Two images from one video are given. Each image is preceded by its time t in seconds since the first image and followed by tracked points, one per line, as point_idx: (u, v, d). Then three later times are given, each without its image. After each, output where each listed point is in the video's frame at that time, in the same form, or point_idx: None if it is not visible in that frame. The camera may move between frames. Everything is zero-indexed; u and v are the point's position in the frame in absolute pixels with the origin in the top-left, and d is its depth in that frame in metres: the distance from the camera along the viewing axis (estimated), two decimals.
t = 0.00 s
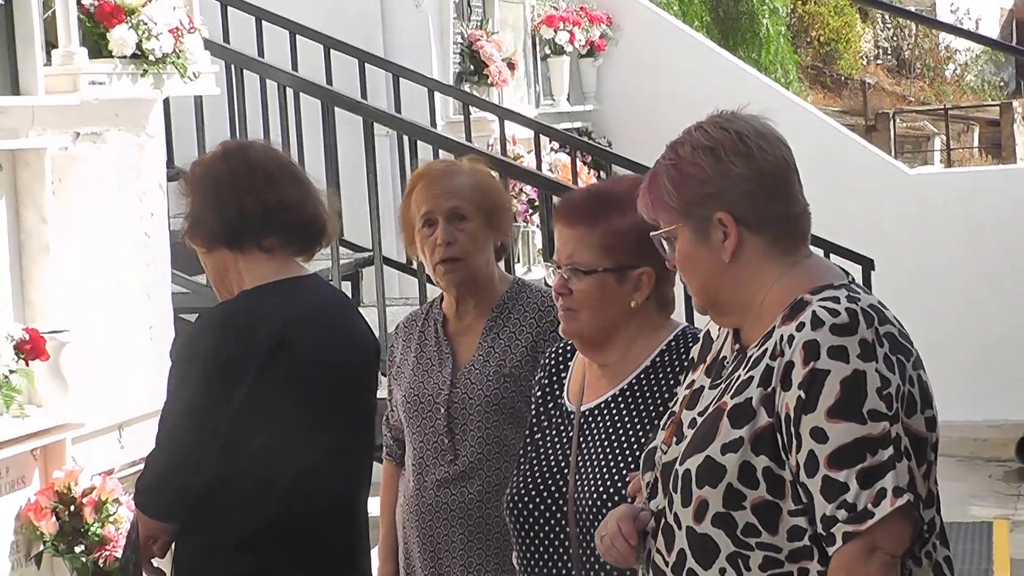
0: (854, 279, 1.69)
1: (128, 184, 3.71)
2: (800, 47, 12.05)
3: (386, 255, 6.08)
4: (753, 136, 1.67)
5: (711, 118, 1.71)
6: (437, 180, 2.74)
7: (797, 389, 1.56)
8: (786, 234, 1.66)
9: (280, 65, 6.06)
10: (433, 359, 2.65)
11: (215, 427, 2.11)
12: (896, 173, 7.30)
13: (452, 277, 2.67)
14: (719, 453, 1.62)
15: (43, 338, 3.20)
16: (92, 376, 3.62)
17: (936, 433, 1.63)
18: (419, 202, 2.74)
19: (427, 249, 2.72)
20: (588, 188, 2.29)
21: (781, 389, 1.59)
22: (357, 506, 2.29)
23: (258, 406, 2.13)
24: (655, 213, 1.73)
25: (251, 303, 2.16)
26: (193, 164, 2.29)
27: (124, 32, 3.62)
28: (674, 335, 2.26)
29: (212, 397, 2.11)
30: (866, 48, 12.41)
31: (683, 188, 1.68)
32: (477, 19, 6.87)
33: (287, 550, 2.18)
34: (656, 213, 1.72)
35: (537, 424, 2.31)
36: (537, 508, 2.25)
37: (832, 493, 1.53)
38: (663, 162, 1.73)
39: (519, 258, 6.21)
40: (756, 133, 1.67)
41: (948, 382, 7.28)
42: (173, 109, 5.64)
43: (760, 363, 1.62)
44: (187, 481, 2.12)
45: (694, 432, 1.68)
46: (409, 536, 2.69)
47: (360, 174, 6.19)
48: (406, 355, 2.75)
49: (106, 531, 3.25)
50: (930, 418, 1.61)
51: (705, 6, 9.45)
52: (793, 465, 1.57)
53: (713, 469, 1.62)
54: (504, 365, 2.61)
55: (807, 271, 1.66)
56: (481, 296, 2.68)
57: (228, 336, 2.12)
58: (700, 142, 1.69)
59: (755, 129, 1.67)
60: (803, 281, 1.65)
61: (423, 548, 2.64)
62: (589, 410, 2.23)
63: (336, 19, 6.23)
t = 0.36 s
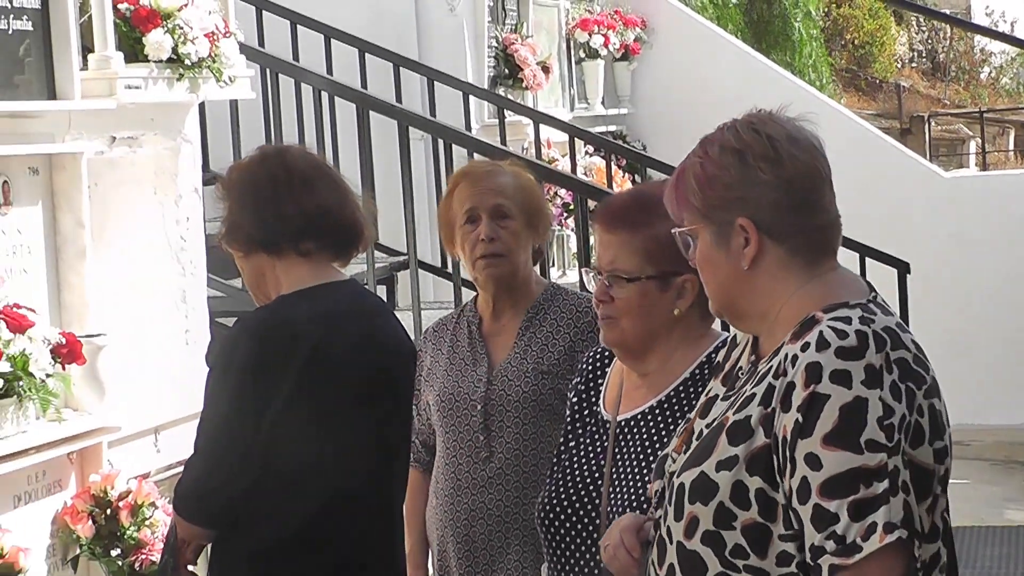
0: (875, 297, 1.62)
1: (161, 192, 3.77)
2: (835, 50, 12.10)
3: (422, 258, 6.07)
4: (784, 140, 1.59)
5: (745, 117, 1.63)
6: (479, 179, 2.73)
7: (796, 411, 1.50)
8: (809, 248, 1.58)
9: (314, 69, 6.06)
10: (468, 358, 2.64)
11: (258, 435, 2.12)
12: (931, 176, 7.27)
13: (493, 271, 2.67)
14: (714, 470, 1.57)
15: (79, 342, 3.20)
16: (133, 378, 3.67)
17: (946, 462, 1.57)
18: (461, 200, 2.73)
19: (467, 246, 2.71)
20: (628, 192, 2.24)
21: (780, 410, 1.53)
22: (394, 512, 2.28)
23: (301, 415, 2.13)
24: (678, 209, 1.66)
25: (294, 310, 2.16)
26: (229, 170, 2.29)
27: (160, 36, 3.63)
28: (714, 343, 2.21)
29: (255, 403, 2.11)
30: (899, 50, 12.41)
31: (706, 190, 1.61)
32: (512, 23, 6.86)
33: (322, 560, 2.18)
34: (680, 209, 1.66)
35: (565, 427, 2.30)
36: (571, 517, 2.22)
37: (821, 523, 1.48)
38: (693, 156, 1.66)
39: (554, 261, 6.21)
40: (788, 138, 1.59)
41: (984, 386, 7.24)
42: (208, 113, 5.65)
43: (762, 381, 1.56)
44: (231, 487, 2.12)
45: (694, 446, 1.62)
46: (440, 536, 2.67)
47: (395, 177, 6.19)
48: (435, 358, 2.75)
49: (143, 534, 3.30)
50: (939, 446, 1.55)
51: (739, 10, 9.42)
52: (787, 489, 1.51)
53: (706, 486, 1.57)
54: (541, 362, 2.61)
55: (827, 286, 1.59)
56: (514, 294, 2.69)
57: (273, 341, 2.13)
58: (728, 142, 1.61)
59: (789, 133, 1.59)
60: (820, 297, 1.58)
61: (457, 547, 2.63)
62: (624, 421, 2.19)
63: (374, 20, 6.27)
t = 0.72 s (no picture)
0: (883, 316, 1.57)
1: (184, 194, 3.84)
2: (856, 53, 12.14)
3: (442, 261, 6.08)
4: (806, 153, 1.54)
5: (767, 120, 1.58)
6: (500, 183, 2.74)
7: (789, 433, 1.46)
8: (820, 264, 1.54)
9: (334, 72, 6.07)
10: (483, 365, 2.64)
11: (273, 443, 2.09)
12: (951, 179, 7.25)
13: (509, 276, 2.66)
14: (699, 485, 1.54)
15: (99, 346, 3.22)
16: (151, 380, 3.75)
17: (944, 489, 1.53)
18: (483, 203, 2.73)
19: (484, 250, 2.71)
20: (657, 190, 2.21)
21: (773, 431, 1.48)
22: (410, 513, 2.27)
23: (314, 423, 2.11)
24: (687, 206, 1.62)
25: (306, 314, 2.15)
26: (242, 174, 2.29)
27: (180, 40, 3.64)
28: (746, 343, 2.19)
29: (267, 407, 2.09)
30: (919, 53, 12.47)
31: (719, 193, 1.56)
32: (532, 26, 6.86)
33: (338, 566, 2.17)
34: (689, 207, 1.61)
35: (590, 428, 2.27)
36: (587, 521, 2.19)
37: (808, 553, 1.44)
38: (710, 151, 1.61)
39: (574, 264, 6.21)
40: (811, 150, 1.54)
41: (1006, 388, 7.23)
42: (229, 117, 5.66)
43: (756, 399, 1.51)
44: (244, 496, 2.11)
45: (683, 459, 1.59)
46: (460, 541, 2.68)
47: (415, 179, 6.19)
48: (457, 361, 2.75)
49: (163, 537, 3.27)
50: (938, 475, 1.52)
51: (759, 12, 9.44)
52: (774, 512, 1.48)
53: (691, 501, 1.54)
54: (556, 368, 2.59)
55: (834, 303, 1.55)
56: (532, 298, 2.68)
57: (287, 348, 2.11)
58: (747, 147, 1.56)
59: (811, 144, 1.54)
60: (825, 315, 1.53)
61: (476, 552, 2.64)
62: (655, 427, 2.16)
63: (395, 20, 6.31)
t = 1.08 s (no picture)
0: (888, 327, 1.58)
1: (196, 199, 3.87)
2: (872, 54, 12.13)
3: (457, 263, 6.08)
4: (816, 162, 1.54)
5: (777, 125, 1.59)
6: (515, 187, 2.74)
7: (806, 451, 1.46)
8: (826, 275, 1.55)
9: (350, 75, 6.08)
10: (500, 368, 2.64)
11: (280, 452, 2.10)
12: (966, 180, 7.24)
13: (523, 280, 2.67)
14: (708, 504, 1.53)
15: (115, 348, 3.22)
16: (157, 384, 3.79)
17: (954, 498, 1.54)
18: (498, 205, 2.73)
19: (499, 254, 2.72)
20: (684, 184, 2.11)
21: (786, 447, 1.48)
22: (423, 519, 2.26)
23: (318, 430, 2.11)
24: (689, 210, 1.63)
25: (313, 320, 2.14)
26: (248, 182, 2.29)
27: (195, 43, 3.64)
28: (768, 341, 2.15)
29: (279, 409, 2.11)
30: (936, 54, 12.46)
31: (725, 200, 1.57)
32: (547, 28, 6.86)
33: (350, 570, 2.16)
34: (692, 212, 1.63)
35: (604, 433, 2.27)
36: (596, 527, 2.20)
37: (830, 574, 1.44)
38: (715, 153, 1.62)
39: (590, 266, 6.21)
40: (821, 160, 1.55)
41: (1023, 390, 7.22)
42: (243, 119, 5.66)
43: (767, 414, 1.51)
44: (252, 502, 2.12)
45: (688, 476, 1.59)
46: (479, 544, 2.68)
47: (430, 181, 6.19)
48: (474, 364, 2.75)
49: (179, 539, 3.31)
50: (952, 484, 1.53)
51: (775, 13, 9.44)
52: (790, 531, 1.47)
53: (701, 520, 1.54)
54: (571, 374, 2.58)
55: (839, 313, 1.56)
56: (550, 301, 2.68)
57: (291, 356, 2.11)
58: (756, 153, 1.57)
59: (822, 153, 1.55)
60: (832, 326, 1.55)
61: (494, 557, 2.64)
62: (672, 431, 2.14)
63: (410, 23, 6.32)
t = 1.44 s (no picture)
0: (890, 331, 1.58)
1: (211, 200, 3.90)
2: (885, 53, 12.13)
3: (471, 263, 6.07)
4: (830, 171, 1.53)
5: (790, 128, 1.57)
6: (528, 189, 2.73)
7: (833, 460, 1.44)
8: (830, 285, 1.55)
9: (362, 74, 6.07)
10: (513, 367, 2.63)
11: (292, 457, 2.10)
12: (980, 180, 7.22)
13: (540, 284, 2.66)
14: (730, 519, 1.51)
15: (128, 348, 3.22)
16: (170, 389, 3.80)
17: (965, 503, 1.55)
18: (510, 208, 2.73)
19: (512, 256, 2.71)
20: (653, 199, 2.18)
21: (810, 457, 1.47)
22: (432, 519, 2.25)
23: (324, 429, 2.10)
24: (690, 209, 1.62)
25: (320, 320, 2.13)
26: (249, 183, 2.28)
27: (207, 42, 3.63)
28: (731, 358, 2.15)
29: (288, 414, 2.10)
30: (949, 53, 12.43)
31: (733, 202, 1.56)
32: (560, 27, 6.85)
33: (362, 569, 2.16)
34: (694, 212, 1.61)
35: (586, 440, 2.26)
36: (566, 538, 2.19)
37: None
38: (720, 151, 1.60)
39: (603, 265, 6.20)
40: (833, 167, 1.54)
41: None
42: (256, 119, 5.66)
43: (785, 424, 1.49)
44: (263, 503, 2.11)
45: (700, 490, 1.57)
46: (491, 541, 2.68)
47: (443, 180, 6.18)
48: (489, 362, 2.74)
49: (193, 539, 3.32)
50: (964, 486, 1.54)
51: (787, 12, 9.43)
52: (819, 544, 1.46)
53: (722, 536, 1.51)
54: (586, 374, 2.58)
55: (842, 321, 1.56)
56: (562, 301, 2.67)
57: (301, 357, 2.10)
58: (770, 158, 1.55)
59: (834, 161, 1.54)
60: (834, 334, 1.55)
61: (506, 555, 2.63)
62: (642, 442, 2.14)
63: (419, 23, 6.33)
